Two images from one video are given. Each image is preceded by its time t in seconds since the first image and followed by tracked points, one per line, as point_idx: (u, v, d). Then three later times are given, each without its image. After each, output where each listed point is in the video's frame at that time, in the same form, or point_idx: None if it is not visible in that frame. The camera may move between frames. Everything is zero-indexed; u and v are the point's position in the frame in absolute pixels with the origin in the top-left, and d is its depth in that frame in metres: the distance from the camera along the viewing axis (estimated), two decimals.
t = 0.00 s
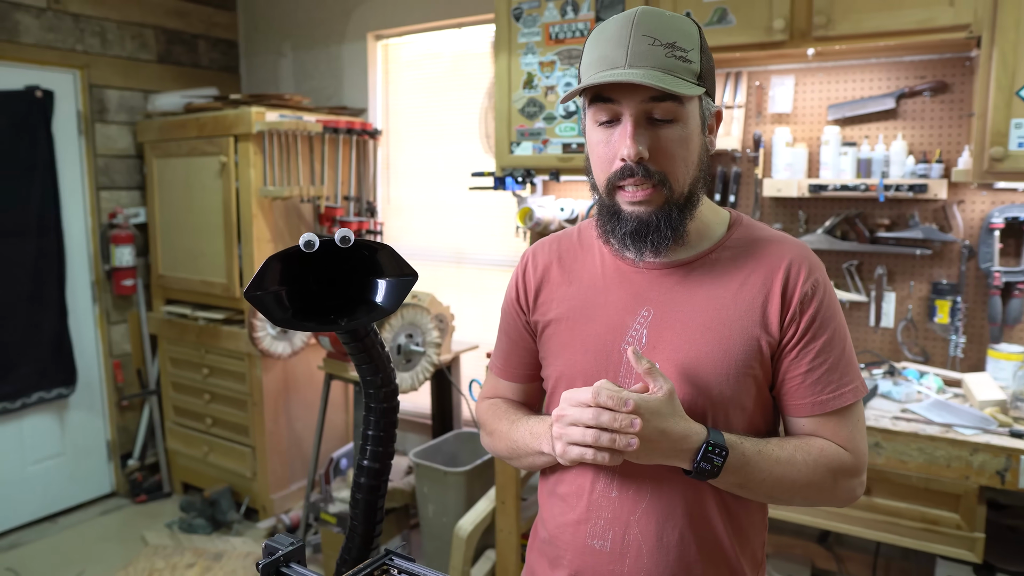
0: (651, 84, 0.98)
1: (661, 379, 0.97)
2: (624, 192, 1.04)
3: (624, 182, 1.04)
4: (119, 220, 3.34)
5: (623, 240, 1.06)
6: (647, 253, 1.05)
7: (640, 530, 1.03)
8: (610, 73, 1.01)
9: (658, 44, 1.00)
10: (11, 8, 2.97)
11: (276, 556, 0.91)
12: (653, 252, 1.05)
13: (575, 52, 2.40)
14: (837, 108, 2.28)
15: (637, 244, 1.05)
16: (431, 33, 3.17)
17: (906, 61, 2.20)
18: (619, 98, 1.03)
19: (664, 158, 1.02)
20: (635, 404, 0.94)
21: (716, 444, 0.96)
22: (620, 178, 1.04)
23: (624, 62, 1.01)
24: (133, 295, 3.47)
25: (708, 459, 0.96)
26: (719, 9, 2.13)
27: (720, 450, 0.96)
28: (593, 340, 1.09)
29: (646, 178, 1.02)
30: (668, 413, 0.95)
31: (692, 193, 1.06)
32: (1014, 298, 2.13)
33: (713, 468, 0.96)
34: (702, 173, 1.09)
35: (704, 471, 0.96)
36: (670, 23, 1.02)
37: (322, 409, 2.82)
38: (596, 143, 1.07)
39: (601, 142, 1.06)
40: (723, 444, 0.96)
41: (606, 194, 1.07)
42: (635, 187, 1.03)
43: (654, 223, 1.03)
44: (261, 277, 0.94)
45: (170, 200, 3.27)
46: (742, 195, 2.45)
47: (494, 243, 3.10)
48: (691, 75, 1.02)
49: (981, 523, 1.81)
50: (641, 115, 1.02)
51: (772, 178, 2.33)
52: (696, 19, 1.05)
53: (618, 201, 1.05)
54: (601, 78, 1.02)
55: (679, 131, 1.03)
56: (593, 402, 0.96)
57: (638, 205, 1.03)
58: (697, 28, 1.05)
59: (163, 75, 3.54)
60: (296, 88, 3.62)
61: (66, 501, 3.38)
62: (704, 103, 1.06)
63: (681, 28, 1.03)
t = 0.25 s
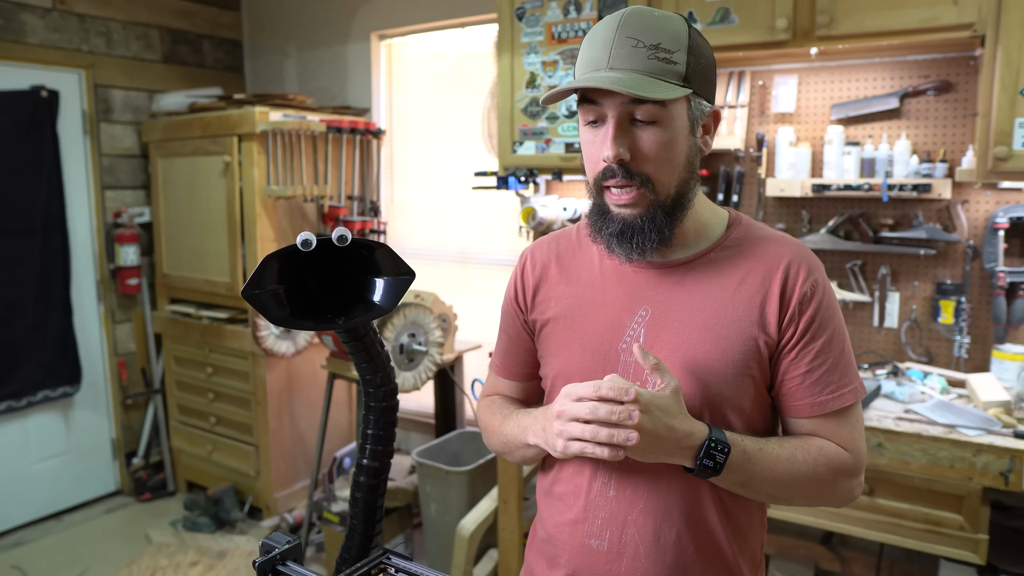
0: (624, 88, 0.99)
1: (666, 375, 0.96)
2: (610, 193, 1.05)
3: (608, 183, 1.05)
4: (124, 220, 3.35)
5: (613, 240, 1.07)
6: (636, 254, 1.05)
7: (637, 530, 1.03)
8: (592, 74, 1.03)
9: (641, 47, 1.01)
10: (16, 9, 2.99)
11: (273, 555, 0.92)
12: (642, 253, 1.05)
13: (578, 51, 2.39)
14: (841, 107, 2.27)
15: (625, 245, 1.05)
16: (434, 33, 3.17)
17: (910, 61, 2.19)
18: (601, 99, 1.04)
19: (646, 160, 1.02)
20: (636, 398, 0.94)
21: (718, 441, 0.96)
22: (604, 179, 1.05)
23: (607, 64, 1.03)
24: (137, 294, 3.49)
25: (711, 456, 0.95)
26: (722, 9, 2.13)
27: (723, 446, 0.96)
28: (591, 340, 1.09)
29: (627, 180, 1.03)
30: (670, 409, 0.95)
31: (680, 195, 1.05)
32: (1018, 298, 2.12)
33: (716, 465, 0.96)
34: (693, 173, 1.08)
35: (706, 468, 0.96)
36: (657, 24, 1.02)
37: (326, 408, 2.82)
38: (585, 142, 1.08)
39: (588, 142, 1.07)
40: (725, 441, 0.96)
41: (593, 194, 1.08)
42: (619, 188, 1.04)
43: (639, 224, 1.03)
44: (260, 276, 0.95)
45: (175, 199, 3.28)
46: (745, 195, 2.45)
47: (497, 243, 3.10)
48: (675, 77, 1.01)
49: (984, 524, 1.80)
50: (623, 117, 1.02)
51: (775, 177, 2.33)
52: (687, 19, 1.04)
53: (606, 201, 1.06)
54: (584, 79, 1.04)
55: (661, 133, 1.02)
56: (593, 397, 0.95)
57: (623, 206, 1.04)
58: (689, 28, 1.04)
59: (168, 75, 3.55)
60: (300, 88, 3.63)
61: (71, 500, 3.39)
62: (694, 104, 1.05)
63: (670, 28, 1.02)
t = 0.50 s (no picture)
0: (620, 81, 0.99)
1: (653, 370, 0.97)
2: (606, 188, 1.05)
3: (604, 178, 1.04)
4: (127, 219, 3.36)
5: (609, 236, 1.06)
6: (633, 251, 1.05)
7: (633, 528, 1.03)
8: (589, 69, 1.03)
9: (638, 41, 1.01)
10: (20, 8, 3.00)
11: (268, 551, 0.92)
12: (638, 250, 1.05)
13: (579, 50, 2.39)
14: (843, 106, 2.26)
15: (620, 241, 1.05)
16: (436, 32, 3.17)
17: (913, 59, 2.18)
18: (599, 94, 1.04)
19: (643, 156, 1.02)
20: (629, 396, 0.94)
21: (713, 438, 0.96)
22: (601, 174, 1.04)
23: (604, 59, 1.03)
24: (140, 293, 3.50)
25: (705, 453, 0.95)
26: (724, 7, 2.12)
27: (717, 443, 0.95)
28: (588, 337, 1.09)
29: (624, 175, 1.03)
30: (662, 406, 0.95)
31: (677, 191, 1.05)
32: (1021, 298, 2.11)
33: (710, 462, 0.96)
34: (690, 169, 1.07)
35: (700, 465, 0.95)
36: (653, 19, 1.02)
37: (327, 407, 2.82)
38: (582, 138, 1.08)
39: (585, 138, 1.07)
40: (720, 438, 0.95)
41: (591, 189, 1.08)
42: (616, 183, 1.04)
43: (634, 220, 1.03)
44: (256, 273, 0.94)
45: (177, 198, 3.29)
46: (747, 194, 2.44)
47: (498, 242, 3.10)
48: (672, 71, 1.01)
49: (986, 524, 1.79)
50: (620, 111, 1.02)
51: (777, 176, 2.32)
52: (685, 15, 1.04)
53: (602, 197, 1.06)
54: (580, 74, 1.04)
55: (658, 128, 1.01)
56: (584, 391, 0.96)
57: (620, 201, 1.04)
58: (687, 24, 1.04)
59: (171, 74, 3.56)
60: (303, 88, 3.64)
61: (74, 498, 3.41)
62: (691, 100, 1.04)
63: (667, 24, 1.02)
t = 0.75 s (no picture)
0: (626, 76, 0.99)
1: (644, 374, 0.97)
2: (608, 184, 1.05)
3: (607, 175, 1.05)
4: (129, 219, 3.37)
5: (611, 234, 1.07)
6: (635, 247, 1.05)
7: (630, 526, 1.03)
8: (591, 66, 1.02)
9: (639, 37, 1.01)
10: (23, 9, 3.01)
11: (267, 548, 0.92)
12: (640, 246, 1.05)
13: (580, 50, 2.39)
14: (843, 105, 2.26)
15: (622, 237, 1.06)
16: (438, 32, 3.17)
17: (914, 58, 2.18)
18: (601, 91, 1.04)
19: (646, 152, 1.02)
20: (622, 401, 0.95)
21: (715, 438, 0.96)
22: (603, 171, 1.04)
23: (605, 55, 1.02)
24: (143, 293, 3.51)
25: (708, 453, 0.95)
26: (724, 7, 2.12)
27: (719, 444, 0.96)
28: (587, 335, 1.09)
29: (627, 172, 1.03)
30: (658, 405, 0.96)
31: (678, 187, 1.06)
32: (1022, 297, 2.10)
33: (713, 462, 0.96)
34: (691, 167, 1.08)
35: (703, 465, 0.96)
36: (654, 16, 1.02)
37: (329, 407, 2.82)
38: (582, 136, 1.08)
39: (586, 135, 1.07)
40: (722, 438, 0.96)
41: (592, 186, 1.08)
42: (618, 180, 1.04)
43: (636, 217, 1.04)
44: (255, 271, 0.95)
45: (180, 198, 3.30)
46: (748, 194, 2.44)
47: (500, 242, 3.11)
48: (673, 68, 1.02)
49: (986, 524, 1.79)
50: (623, 108, 1.03)
51: (778, 176, 2.32)
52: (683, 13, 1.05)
53: (604, 194, 1.07)
54: (582, 71, 1.03)
55: (661, 124, 1.02)
56: (579, 395, 0.96)
57: (621, 198, 1.04)
58: (685, 22, 1.05)
59: (173, 74, 3.57)
60: (305, 88, 3.64)
61: (76, 496, 3.42)
62: (692, 97, 1.05)
63: (666, 21, 1.03)
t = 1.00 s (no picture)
0: (643, 84, 0.99)
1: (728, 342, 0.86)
2: (619, 189, 1.05)
3: (619, 181, 1.04)
4: (132, 219, 3.38)
5: (620, 238, 1.06)
6: (644, 250, 1.05)
7: (632, 526, 1.03)
8: (604, 74, 1.02)
9: (651, 44, 1.01)
10: (27, 10, 3.02)
11: (269, 548, 0.93)
12: (649, 249, 1.05)
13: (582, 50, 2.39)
14: (846, 107, 2.26)
15: (632, 241, 1.05)
16: (440, 33, 3.18)
17: (916, 59, 2.18)
18: (613, 98, 1.04)
19: (659, 157, 1.03)
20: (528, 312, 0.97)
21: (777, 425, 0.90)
22: (615, 177, 1.04)
23: (617, 63, 1.02)
24: (146, 293, 3.52)
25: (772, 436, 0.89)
26: (726, 8, 2.12)
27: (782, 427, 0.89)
28: (588, 336, 1.10)
29: (640, 177, 1.03)
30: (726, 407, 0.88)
31: (687, 192, 1.06)
32: None
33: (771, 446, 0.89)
34: (697, 171, 1.09)
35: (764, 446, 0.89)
36: (662, 24, 1.03)
37: (331, 407, 2.82)
38: (591, 142, 1.08)
39: (596, 141, 1.07)
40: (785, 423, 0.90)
41: (601, 192, 1.08)
42: (629, 185, 1.04)
43: (648, 220, 1.03)
44: (256, 273, 0.95)
45: (182, 198, 3.30)
46: (750, 195, 2.44)
47: (502, 242, 3.11)
48: (684, 74, 1.02)
49: (989, 526, 1.79)
50: (635, 115, 1.03)
51: (780, 177, 2.32)
52: (688, 19, 1.06)
53: (613, 199, 1.06)
54: (594, 79, 1.03)
55: (672, 130, 1.03)
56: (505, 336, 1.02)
57: (633, 203, 1.04)
58: (691, 28, 1.06)
59: (176, 74, 3.58)
60: (307, 88, 3.65)
61: (79, 496, 3.43)
62: (699, 103, 1.07)
63: (674, 28, 1.03)
